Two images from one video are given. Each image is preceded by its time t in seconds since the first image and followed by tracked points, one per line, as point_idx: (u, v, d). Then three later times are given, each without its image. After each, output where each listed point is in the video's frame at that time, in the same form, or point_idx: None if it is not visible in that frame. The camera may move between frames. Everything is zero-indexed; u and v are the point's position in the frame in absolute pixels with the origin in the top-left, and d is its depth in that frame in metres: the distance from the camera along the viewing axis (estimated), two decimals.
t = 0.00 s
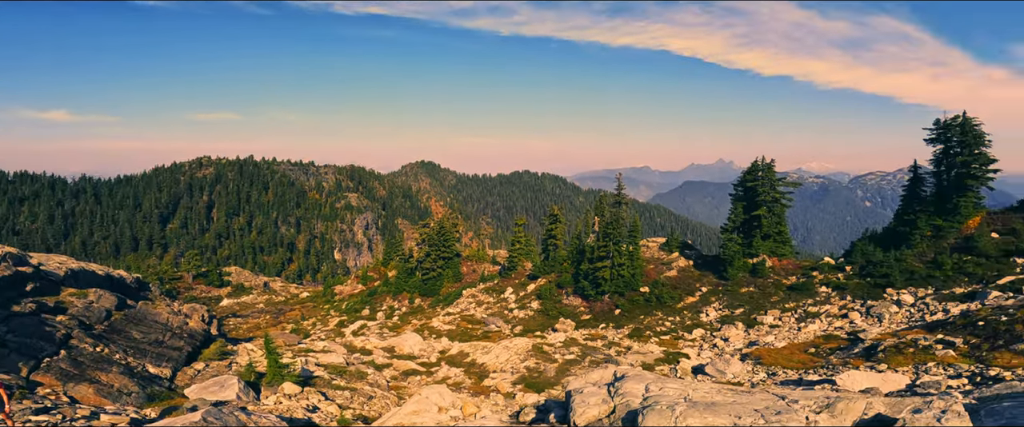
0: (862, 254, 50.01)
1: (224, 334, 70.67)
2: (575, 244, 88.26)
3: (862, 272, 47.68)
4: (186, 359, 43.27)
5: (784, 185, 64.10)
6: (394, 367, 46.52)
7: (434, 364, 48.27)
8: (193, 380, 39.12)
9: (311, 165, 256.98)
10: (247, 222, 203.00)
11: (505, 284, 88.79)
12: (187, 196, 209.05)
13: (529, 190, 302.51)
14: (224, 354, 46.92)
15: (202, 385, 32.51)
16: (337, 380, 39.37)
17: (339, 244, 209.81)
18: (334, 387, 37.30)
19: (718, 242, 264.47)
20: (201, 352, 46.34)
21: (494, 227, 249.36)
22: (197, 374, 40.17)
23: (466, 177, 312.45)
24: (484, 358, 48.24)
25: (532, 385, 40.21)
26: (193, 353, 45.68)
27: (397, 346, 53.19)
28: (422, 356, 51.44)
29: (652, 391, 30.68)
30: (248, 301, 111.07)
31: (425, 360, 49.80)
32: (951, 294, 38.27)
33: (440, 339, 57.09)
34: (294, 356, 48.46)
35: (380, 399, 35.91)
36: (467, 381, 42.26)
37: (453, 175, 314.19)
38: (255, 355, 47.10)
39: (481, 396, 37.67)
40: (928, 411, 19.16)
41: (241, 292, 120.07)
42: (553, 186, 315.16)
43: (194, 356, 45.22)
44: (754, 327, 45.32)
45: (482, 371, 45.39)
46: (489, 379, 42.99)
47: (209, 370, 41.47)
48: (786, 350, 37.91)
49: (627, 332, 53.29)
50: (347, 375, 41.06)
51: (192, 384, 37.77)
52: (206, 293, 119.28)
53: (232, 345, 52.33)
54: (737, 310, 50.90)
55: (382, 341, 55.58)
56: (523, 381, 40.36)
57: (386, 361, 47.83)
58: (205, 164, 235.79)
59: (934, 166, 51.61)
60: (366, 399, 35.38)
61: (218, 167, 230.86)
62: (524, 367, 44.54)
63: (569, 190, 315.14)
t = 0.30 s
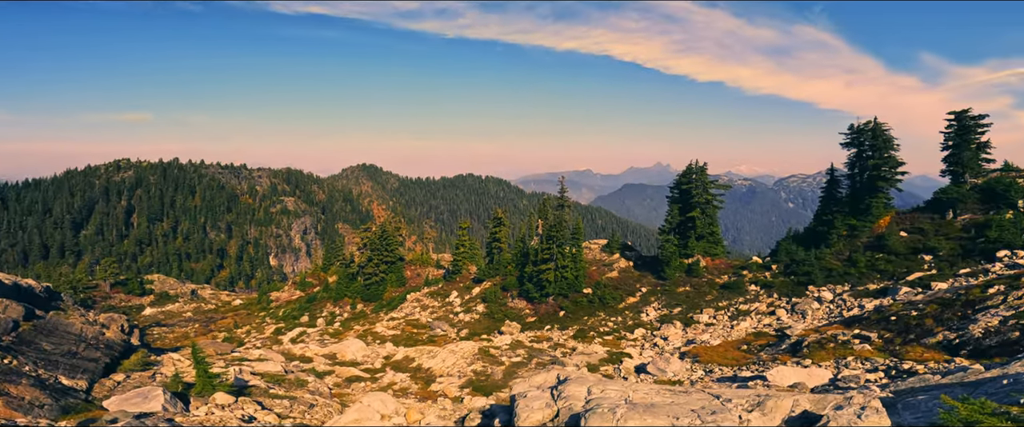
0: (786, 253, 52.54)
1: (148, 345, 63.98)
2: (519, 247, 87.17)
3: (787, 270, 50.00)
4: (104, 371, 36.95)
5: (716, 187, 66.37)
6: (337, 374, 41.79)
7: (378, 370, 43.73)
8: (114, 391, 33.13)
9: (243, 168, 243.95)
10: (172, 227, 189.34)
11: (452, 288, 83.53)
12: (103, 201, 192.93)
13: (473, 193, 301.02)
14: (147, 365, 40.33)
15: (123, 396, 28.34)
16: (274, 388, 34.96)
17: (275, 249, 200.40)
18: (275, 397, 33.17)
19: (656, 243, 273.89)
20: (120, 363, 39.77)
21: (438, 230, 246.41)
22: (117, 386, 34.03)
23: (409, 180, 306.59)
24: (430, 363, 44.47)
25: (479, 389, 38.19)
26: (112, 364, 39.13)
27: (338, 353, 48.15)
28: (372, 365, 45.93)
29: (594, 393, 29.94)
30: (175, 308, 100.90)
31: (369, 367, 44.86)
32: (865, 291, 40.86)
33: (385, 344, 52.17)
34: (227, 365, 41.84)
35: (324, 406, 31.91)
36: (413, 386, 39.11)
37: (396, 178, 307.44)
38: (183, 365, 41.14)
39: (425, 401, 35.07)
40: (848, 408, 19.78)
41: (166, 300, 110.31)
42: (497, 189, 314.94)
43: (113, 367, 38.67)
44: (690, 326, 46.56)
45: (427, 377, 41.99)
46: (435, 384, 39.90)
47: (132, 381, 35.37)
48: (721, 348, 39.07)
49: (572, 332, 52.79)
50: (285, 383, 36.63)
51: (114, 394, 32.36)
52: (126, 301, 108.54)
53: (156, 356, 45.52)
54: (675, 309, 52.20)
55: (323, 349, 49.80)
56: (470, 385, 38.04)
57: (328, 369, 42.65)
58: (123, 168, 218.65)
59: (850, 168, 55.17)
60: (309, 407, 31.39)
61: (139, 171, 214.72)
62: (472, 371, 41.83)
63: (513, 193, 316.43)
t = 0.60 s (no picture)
0: (718, 253, 54.71)
1: (61, 355, 56.95)
2: (463, 250, 84.74)
3: (719, 270, 52.04)
4: (11, 383, 33.24)
5: (653, 191, 68.18)
6: (273, 383, 36.58)
7: (319, 378, 38.70)
8: (23, 403, 29.03)
9: (167, 171, 227.88)
10: (85, 233, 173.63)
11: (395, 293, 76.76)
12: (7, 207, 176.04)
13: (416, 197, 296.16)
14: (60, 375, 35.74)
15: (35, 407, 24.55)
16: (205, 398, 30.32)
17: (204, 255, 189.01)
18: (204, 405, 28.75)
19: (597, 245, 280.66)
20: (30, 375, 35.35)
21: (380, 235, 240.95)
22: (29, 398, 29.95)
23: (348, 184, 296.98)
24: (374, 370, 40.06)
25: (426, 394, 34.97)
26: (19, 377, 34.88)
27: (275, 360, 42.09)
28: (314, 372, 40.17)
29: (538, 398, 28.39)
30: (91, 318, 90.13)
31: (308, 374, 39.58)
32: (790, 289, 43.18)
33: (324, 352, 46.39)
34: (150, 375, 35.72)
35: (261, 416, 28.31)
36: (356, 393, 34.83)
37: (335, 181, 296.71)
38: (101, 375, 36.58)
39: (363, 409, 31.32)
40: (777, 406, 20.47)
41: (82, 309, 99.44)
42: (440, 192, 310.73)
43: (21, 379, 34.43)
44: (631, 326, 47.52)
45: (372, 382, 37.68)
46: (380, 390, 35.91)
47: (43, 393, 31.21)
48: (660, 347, 39.96)
49: (517, 335, 51.82)
50: (217, 394, 31.89)
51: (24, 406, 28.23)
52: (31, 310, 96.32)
53: (72, 367, 40.57)
54: (616, 310, 53.12)
55: (257, 358, 43.24)
56: (416, 390, 34.87)
57: (263, 377, 37.48)
58: (28, 169, 198.94)
59: (774, 172, 58.10)
60: (243, 418, 27.71)
61: (48, 172, 196.30)
62: (418, 375, 38.44)
63: (457, 196, 314.04)
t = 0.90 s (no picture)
0: (657, 255, 56.28)
1: None
2: (407, 254, 81.79)
3: (659, 271, 53.57)
4: None
5: (596, 194, 69.24)
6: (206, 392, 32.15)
7: (256, 386, 34.60)
8: None
9: (81, 172, 209.43)
10: None
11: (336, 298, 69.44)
12: None
13: (357, 200, 288.17)
14: None
15: None
16: (130, 408, 26.40)
17: (125, 261, 174.94)
18: (131, 416, 25.00)
19: (541, 248, 284.41)
20: None
21: (320, 239, 232.79)
22: None
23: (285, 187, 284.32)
24: (315, 377, 36.28)
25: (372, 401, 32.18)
26: None
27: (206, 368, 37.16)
28: (253, 380, 35.62)
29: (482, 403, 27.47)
30: None
31: (245, 382, 35.31)
32: (724, 289, 45.07)
33: (262, 358, 41.47)
34: (69, 385, 30.86)
35: None
36: (297, 400, 31.54)
37: (270, 184, 283.08)
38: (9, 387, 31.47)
39: (306, 418, 28.42)
40: (713, 405, 21.18)
41: None
42: (384, 196, 303.04)
43: None
44: (576, 327, 47.98)
45: (315, 390, 34.16)
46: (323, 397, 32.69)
47: None
48: (604, 348, 40.56)
49: (464, 338, 50.48)
50: (145, 403, 27.81)
51: None
52: None
53: None
54: (561, 312, 53.52)
55: (187, 364, 37.98)
56: (360, 396, 32.19)
57: (194, 387, 33.03)
58: None
59: (708, 176, 60.43)
60: None
61: None
62: (365, 381, 35.57)
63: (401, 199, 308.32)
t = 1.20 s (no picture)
0: (606, 257, 57.32)
1: None
2: (356, 257, 78.82)
3: (608, 273, 54.52)
4: None
5: (547, 197, 69.61)
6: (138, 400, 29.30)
7: (196, 393, 31.95)
8: None
9: None
10: None
11: (279, 303, 65.84)
12: None
13: (302, 203, 278.12)
14: None
15: None
16: (53, 418, 23.80)
17: (44, 267, 161.58)
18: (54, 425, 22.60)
19: (492, 251, 284.35)
20: None
21: (262, 243, 223.14)
22: None
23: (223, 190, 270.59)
24: (259, 384, 33.74)
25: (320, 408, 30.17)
26: None
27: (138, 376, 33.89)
28: (190, 388, 32.79)
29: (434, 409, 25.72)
30: None
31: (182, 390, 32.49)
32: (669, 290, 46.45)
33: (199, 366, 38.39)
34: None
35: None
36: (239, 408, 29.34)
37: (207, 186, 268.69)
38: None
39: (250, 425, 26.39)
40: (660, 406, 21.57)
41: None
42: (330, 198, 293.96)
43: None
44: (528, 329, 48.06)
45: (259, 396, 31.80)
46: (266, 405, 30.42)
47: None
48: (556, 349, 40.85)
49: (415, 342, 49.26)
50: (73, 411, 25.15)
51: None
52: None
53: None
54: (513, 315, 53.52)
55: (117, 372, 34.62)
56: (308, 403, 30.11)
57: (127, 394, 30.07)
58: None
59: (654, 179, 62.12)
60: None
61: None
62: (312, 387, 33.59)
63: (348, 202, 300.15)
